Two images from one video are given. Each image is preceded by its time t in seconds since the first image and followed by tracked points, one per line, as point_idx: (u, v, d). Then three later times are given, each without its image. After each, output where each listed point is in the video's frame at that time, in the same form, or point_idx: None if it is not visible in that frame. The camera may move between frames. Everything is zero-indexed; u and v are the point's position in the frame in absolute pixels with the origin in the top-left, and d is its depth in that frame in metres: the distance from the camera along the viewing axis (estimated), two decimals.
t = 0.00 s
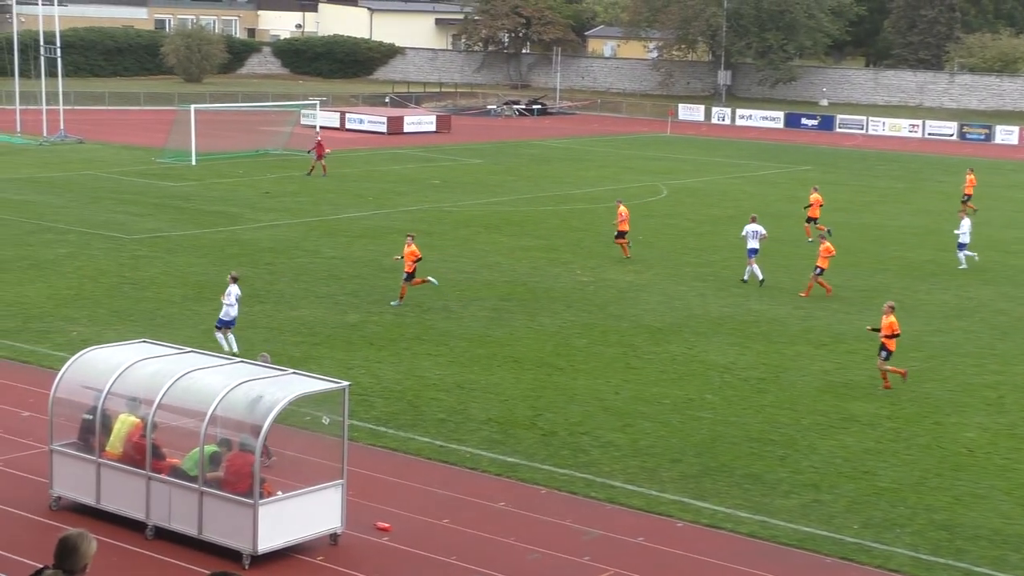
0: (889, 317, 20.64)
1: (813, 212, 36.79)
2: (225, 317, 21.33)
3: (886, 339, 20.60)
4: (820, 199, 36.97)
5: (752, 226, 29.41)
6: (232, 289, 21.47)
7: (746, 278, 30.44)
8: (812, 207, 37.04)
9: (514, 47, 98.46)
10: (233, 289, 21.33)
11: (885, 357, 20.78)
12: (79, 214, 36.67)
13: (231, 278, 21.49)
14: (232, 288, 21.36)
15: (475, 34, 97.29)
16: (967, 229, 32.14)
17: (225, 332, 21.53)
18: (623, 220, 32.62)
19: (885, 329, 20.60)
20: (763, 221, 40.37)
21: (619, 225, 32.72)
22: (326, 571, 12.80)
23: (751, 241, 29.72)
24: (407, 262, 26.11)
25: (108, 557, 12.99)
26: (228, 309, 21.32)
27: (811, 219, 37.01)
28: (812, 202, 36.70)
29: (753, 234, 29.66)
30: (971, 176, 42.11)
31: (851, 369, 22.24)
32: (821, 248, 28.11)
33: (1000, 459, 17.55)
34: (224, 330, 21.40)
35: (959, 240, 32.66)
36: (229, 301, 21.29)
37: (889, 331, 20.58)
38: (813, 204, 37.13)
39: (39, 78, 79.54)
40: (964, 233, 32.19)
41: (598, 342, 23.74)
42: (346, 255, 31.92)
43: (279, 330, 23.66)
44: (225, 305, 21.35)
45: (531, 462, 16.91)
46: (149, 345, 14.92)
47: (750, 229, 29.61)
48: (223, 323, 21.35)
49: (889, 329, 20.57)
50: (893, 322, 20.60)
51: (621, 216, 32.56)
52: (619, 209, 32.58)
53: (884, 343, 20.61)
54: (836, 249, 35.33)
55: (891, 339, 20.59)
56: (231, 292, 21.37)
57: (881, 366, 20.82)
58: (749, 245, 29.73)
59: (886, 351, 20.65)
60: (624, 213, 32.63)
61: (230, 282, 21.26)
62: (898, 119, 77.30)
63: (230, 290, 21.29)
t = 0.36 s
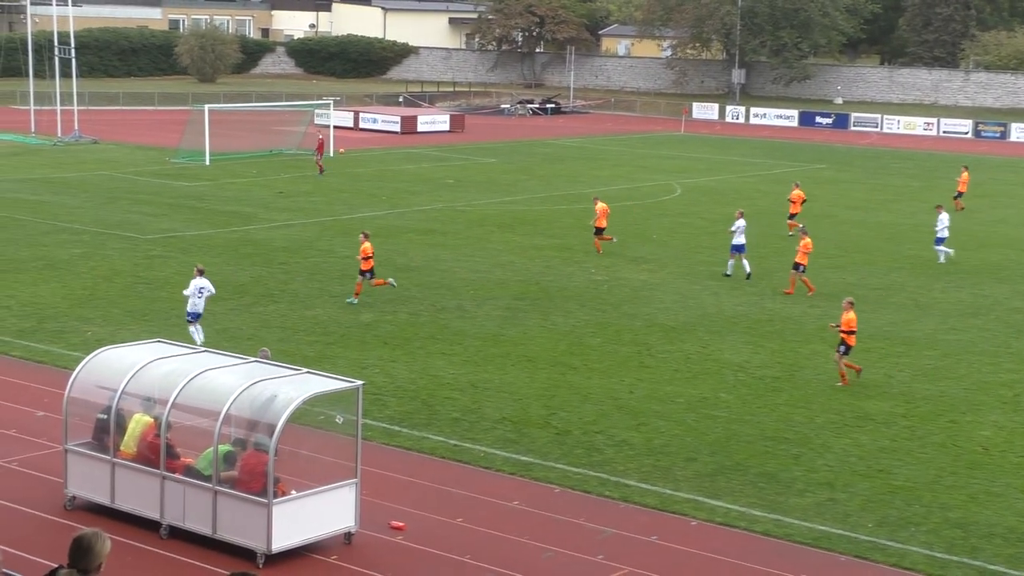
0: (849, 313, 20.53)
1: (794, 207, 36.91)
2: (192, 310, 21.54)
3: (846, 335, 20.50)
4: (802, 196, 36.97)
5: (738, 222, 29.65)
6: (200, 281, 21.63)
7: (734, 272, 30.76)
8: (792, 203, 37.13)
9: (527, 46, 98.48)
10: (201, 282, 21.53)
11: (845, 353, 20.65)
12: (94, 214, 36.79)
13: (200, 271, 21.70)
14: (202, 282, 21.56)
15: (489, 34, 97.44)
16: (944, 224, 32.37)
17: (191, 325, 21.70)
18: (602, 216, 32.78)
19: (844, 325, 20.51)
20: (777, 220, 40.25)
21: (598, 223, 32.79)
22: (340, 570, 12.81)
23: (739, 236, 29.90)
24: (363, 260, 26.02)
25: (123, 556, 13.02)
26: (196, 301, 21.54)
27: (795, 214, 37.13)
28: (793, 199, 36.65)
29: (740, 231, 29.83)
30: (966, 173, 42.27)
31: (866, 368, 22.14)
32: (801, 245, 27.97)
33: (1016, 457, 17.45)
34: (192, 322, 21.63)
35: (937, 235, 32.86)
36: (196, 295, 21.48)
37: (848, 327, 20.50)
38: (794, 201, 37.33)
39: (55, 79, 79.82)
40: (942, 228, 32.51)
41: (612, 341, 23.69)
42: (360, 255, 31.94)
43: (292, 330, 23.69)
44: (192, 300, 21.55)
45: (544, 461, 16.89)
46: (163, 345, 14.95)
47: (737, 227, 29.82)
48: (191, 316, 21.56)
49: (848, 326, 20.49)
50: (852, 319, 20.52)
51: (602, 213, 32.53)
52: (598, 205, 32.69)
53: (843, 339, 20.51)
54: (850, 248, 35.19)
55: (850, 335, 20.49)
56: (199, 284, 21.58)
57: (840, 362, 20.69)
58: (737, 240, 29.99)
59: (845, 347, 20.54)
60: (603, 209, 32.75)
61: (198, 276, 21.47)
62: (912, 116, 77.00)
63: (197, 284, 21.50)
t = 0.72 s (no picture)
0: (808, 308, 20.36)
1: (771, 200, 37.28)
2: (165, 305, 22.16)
3: (805, 331, 20.42)
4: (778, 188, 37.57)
5: (721, 214, 30.32)
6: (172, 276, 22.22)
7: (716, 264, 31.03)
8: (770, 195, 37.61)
9: (531, 43, 98.40)
10: (175, 279, 22.15)
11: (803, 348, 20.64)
12: (99, 213, 36.85)
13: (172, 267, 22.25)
14: (176, 278, 22.17)
15: (492, 31, 97.60)
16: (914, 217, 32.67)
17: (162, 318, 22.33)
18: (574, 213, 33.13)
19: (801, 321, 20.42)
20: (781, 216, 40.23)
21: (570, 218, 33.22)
22: (346, 568, 12.83)
23: (718, 230, 30.46)
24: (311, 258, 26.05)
25: (129, 555, 13.04)
26: (169, 296, 22.15)
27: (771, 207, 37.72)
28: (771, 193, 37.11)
29: (721, 224, 30.56)
30: (955, 170, 42.18)
31: (871, 364, 22.13)
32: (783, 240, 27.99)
33: (1021, 453, 17.44)
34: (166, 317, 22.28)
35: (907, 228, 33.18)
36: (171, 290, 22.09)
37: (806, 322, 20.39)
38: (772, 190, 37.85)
39: (59, 76, 79.95)
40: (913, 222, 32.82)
41: (617, 338, 23.70)
42: (365, 252, 31.97)
43: (298, 328, 23.71)
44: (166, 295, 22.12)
45: (549, 458, 16.90)
46: (168, 344, 14.97)
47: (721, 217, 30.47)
48: (165, 310, 22.20)
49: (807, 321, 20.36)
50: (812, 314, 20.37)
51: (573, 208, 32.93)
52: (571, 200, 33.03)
53: (800, 335, 20.47)
54: (855, 244, 35.15)
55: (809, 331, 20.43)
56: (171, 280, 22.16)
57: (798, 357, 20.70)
58: (716, 234, 30.54)
59: (802, 343, 20.53)
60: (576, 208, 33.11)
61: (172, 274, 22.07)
62: (916, 112, 76.93)
63: (170, 279, 22.09)
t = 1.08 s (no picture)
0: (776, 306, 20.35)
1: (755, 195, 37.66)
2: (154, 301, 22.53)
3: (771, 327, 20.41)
4: (762, 183, 38.01)
5: (709, 210, 30.37)
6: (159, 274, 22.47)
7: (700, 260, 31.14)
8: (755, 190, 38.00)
9: (534, 42, 98.48)
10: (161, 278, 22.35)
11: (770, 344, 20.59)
12: (102, 213, 36.84)
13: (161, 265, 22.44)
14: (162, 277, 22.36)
15: (495, 30, 97.74)
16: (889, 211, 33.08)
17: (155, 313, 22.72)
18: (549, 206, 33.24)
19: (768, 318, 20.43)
20: (785, 214, 40.16)
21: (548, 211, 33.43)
22: (351, 567, 12.83)
23: (707, 225, 30.42)
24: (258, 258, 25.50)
25: (133, 555, 13.05)
26: (156, 292, 22.47)
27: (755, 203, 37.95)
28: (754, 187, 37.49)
29: (710, 219, 30.47)
30: (954, 165, 42.32)
31: (875, 362, 22.11)
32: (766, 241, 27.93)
33: None
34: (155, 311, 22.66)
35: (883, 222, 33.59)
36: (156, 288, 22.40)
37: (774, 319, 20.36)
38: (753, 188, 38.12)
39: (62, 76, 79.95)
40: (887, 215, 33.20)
41: (620, 336, 23.67)
42: (368, 252, 31.95)
43: (301, 327, 23.69)
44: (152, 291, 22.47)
45: (553, 457, 16.89)
46: (171, 343, 14.96)
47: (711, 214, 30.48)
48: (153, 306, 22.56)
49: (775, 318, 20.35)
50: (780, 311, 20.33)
51: (550, 203, 33.10)
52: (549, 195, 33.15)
53: (769, 331, 20.43)
54: (860, 242, 35.08)
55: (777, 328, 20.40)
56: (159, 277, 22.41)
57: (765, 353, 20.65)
58: (704, 229, 30.65)
59: (770, 339, 20.47)
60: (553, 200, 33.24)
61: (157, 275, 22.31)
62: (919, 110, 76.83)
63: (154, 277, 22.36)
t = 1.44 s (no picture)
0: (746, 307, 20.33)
1: (738, 193, 37.86)
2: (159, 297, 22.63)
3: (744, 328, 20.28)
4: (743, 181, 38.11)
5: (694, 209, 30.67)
6: (162, 269, 22.59)
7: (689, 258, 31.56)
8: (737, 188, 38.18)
9: (536, 40, 98.79)
10: (164, 274, 22.44)
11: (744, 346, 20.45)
12: (104, 211, 36.84)
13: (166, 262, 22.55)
14: (165, 273, 22.44)
15: (497, 28, 97.84)
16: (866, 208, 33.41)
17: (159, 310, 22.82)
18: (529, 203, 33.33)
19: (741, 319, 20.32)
20: (787, 213, 40.11)
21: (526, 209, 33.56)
22: (352, 566, 12.84)
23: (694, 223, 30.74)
24: (202, 257, 25.42)
25: (135, 553, 13.06)
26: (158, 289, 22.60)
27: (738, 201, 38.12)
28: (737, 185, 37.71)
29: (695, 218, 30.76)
30: (954, 164, 42.38)
31: (877, 361, 22.10)
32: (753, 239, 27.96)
33: None
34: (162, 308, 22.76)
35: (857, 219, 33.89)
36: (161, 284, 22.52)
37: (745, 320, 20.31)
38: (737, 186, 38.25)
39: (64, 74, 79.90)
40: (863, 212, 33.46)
41: (622, 335, 23.67)
42: (370, 251, 31.95)
43: (303, 326, 23.69)
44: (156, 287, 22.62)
45: (554, 456, 16.90)
46: (173, 342, 14.97)
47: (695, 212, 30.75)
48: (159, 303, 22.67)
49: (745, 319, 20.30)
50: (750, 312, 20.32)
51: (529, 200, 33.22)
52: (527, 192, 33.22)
53: (741, 332, 20.29)
54: (862, 241, 35.06)
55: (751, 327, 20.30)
56: (162, 274, 22.51)
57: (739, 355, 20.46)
58: (692, 227, 30.91)
59: (745, 341, 20.31)
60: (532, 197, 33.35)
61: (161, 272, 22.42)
62: (921, 109, 76.69)
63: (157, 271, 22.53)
